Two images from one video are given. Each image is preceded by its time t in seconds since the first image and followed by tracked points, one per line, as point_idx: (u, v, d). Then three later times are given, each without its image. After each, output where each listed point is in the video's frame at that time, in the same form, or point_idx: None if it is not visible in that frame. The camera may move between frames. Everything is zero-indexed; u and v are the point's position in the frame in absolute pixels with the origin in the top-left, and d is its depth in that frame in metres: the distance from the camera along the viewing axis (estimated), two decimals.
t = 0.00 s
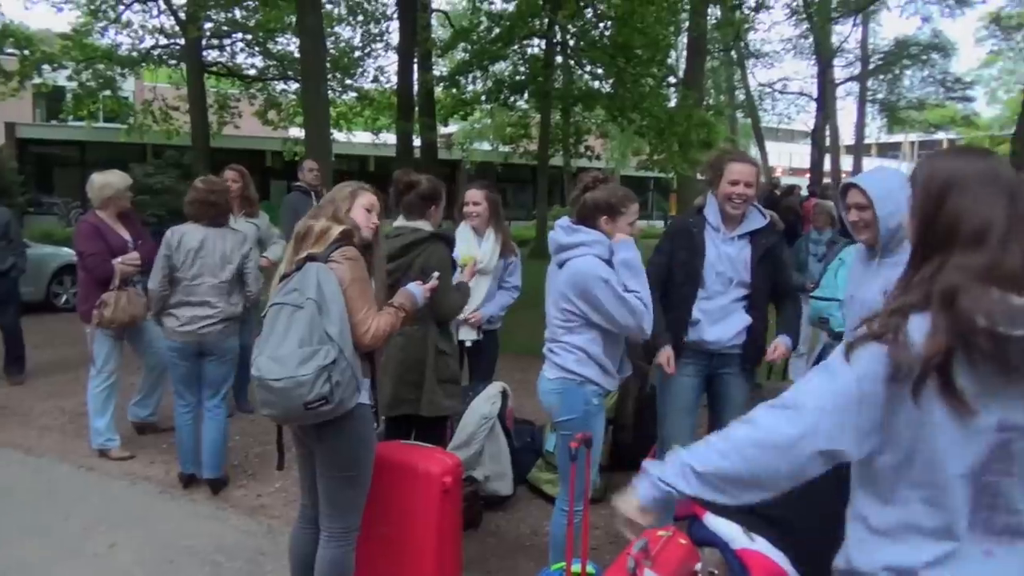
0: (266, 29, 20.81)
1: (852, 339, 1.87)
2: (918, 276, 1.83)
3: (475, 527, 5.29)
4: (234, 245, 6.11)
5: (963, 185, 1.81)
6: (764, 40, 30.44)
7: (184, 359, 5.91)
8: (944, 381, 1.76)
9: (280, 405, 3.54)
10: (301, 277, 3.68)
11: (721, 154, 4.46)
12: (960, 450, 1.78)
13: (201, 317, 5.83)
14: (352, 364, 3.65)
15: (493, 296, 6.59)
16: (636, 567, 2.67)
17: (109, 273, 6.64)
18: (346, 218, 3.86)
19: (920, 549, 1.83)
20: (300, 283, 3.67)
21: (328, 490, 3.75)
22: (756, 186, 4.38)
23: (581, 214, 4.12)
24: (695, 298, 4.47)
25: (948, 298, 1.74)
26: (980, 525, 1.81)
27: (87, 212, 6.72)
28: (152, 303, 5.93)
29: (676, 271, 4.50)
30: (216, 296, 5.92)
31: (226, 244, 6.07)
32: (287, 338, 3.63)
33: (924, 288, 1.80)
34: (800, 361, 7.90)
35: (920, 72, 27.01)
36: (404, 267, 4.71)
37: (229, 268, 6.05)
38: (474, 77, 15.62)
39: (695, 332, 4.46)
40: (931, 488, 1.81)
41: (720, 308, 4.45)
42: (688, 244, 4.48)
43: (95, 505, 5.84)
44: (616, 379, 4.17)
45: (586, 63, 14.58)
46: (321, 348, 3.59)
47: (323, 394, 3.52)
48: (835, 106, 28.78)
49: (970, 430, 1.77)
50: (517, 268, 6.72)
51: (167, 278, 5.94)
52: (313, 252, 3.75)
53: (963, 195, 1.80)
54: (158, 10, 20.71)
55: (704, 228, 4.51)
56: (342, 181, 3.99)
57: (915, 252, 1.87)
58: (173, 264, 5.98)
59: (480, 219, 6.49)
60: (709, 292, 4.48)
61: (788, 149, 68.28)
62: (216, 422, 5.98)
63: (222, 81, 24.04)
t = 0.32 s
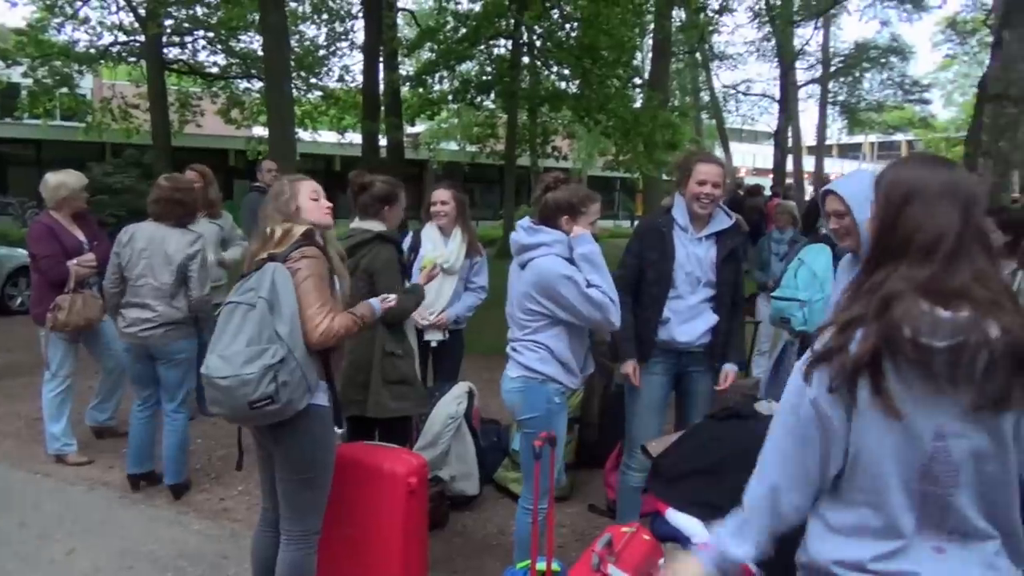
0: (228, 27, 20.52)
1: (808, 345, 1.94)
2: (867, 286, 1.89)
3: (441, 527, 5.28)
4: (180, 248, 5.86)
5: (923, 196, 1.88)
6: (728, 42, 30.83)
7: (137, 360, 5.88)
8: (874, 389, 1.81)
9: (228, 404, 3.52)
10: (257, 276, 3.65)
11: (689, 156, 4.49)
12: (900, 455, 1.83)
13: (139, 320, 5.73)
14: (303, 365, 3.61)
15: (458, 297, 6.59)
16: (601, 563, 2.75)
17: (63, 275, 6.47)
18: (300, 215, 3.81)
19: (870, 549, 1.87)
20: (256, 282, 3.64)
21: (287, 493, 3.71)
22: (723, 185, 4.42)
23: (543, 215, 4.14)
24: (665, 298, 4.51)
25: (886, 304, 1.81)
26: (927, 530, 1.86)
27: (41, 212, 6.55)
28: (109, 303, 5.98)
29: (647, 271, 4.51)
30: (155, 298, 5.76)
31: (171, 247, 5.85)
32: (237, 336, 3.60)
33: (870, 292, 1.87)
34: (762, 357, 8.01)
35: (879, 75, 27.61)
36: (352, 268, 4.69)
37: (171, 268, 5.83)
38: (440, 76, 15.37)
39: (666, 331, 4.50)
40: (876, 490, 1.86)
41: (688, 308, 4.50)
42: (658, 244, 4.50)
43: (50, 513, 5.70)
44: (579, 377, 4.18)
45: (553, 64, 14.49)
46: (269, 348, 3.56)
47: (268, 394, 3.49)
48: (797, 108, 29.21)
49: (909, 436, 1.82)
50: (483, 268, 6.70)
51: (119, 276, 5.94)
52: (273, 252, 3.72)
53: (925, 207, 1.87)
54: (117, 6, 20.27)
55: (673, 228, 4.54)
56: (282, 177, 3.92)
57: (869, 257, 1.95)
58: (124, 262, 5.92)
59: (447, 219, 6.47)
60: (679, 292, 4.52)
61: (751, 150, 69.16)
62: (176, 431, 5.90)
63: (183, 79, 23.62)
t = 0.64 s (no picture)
0: (171, 30, 20.06)
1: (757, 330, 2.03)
2: (818, 282, 1.98)
3: (390, 536, 5.22)
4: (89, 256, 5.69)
5: (866, 191, 1.99)
6: (676, 52, 31.34)
7: (62, 371, 5.70)
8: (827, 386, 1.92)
9: (157, 416, 3.44)
10: (191, 284, 3.56)
11: (633, 168, 4.52)
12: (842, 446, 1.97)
13: (53, 332, 5.60)
14: (237, 374, 3.52)
15: (406, 306, 6.52)
16: (548, 571, 2.79)
17: None
18: (240, 225, 3.76)
19: (812, 535, 2.01)
20: (189, 290, 3.55)
21: (224, 505, 3.65)
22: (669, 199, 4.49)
23: (484, 223, 4.15)
24: (614, 306, 4.55)
25: (839, 299, 1.92)
26: (861, 515, 2.01)
27: None
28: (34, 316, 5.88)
29: (597, 280, 4.55)
30: (65, 309, 5.61)
31: (79, 257, 5.70)
32: (168, 346, 3.51)
33: (823, 286, 1.96)
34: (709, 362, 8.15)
35: (821, 86, 28.43)
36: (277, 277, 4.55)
37: (79, 278, 5.69)
38: (391, 83, 15.23)
39: (615, 338, 4.56)
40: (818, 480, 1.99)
41: (636, 316, 4.56)
42: (606, 253, 4.54)
43: None
44: (524, 384, 4.18)
45: (503, 71, 14.62)
46: (200, 357, 3.46)
47: (199, 405, 3.42)
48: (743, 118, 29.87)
49: (850, 429, 1.96)
50: (432, 276, 6.65)
51: (37, 289, 5.83)
52: (209, 259, 3.62)
53: (865, 202, 1.98)
54: (54, 6, 19.65)
55: (620, 237, 4.58)
56: (232, 181, 3.89)
57: (813, 245, 2.05)
58: (40, 274, 5.81)
59: (392, 227, 6.43)
60: (627, 300, 4.58)
61: (699, 158, 70.37)
62: (109, 443, 5.68)
63: (124, 82, 22.99)
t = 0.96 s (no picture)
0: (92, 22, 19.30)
1: (739, 295, 2.13)
2: (811, 264, 2.09)
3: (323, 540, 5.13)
4: None
5: (822, 179, 2.15)
6: (611, 54, 31.76)
7: None
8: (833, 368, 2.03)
9: (72, 422, 3.32)
10: (110, 285, 3.43)
11: (545, 170, 4.55)
12: (791, 420, 2.13)
13: None
14: (158, 378, 3.40)
15: (338, 306, 6.40)
16: (481, 568, 2.81)
17: None
18: (162, 226, 3.66)
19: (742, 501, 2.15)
20: (108, 291, 3.42)
21: (148, 514, 3.54)
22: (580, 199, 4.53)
23: (415, 222, 4.14)
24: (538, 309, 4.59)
25: (838, 277, 2.06)
26: (786, 490, 2.20)
27: None
28: None
29: (517, 288, 4.58)
30: None
31: None
32: (84, 351, 3.37)
33: (811, 269, 2.08)
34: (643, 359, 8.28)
35: (751, 89, 29.26)
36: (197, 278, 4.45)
37: None
38: (326, 80, 14.98)
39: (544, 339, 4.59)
40: (761, 450, 2.16)
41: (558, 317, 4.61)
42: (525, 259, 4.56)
43: None
44: (459, 383, 4.17)
45: (440, 71, 14.49)
46: (118, 361, 3.34)
47: (116, 410, 3.30)
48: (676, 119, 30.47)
49: (808, 404, 2.13)
50: (364, 276, 6.60)
51: None
52: (128, 260, 3.49)
53: (824, 185, 2.15)
54: None
55: (534, 243, 4.61)
56: (153, 179, 3.78)
57: (785, 231, 2.16)
58: None
59: (323, 227, 6.36)
60: (550, 303, 4.61)
61: (634, 158, 71.42)
62: (13, 449, 5.48)
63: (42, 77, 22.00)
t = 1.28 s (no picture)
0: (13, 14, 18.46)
1: (667, 298, 2.17)
2: (730, 266, 2.15)
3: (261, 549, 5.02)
4: None
5: (741, 185, 2.21)
6: (552, 57, 31.95)
7: None
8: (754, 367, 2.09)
9: None
10: (30, 290, 3.27)
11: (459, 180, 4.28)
12: (714, 417, 2.18)
13: None
14: (84, 386, 3.27)
15: (279, 309, 6.25)
16: (421, 572, 2.80)
17: None
18: (85, 228, 3.53)
19: (667, 496, 2.19)
20: (28, 296, 3.26)
21: (73, 529, 3.40)
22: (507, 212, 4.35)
23: (357, 224, 4.08)
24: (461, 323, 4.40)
25: (758, 281, 2.10)
26: (712, 487, 2.24)
27: None
28: None
29: (440, 304, 4.35)
30: None
31: None
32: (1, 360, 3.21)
33: (731, 272, 2.13)
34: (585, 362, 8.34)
35: (688, 93, 29.86)
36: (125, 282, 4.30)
37: None
38: (262, 79, 14.54)
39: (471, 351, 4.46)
40: (686, 447, 2.20)
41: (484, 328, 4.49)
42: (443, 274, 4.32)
43: None
44: (398, 386, 4.14)
45: (381, 71, 14.42)
46: (40, 369, 3.18)
47: (40, 420, 3.15)
48: (616, 122, 30.88)
49: (733, 401, 2.18)
50: (306, 278, 6.48)
51: None
52: (49, 265, 3.34)
53: (743, 191, 2.20)
54: None
55: (456, 257, 4.39)
56: (75, 178, 3.63)
57: (708, 236, 2.21)
58: None
59: (264, 229, 6.21)
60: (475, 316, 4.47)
61: (576, 160, 72.06)
62: None
63: None
